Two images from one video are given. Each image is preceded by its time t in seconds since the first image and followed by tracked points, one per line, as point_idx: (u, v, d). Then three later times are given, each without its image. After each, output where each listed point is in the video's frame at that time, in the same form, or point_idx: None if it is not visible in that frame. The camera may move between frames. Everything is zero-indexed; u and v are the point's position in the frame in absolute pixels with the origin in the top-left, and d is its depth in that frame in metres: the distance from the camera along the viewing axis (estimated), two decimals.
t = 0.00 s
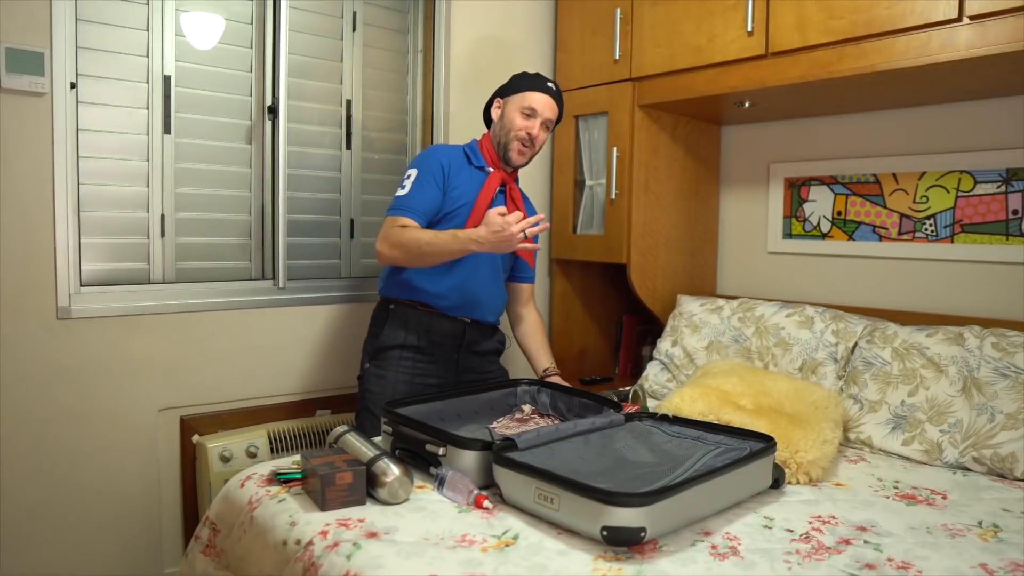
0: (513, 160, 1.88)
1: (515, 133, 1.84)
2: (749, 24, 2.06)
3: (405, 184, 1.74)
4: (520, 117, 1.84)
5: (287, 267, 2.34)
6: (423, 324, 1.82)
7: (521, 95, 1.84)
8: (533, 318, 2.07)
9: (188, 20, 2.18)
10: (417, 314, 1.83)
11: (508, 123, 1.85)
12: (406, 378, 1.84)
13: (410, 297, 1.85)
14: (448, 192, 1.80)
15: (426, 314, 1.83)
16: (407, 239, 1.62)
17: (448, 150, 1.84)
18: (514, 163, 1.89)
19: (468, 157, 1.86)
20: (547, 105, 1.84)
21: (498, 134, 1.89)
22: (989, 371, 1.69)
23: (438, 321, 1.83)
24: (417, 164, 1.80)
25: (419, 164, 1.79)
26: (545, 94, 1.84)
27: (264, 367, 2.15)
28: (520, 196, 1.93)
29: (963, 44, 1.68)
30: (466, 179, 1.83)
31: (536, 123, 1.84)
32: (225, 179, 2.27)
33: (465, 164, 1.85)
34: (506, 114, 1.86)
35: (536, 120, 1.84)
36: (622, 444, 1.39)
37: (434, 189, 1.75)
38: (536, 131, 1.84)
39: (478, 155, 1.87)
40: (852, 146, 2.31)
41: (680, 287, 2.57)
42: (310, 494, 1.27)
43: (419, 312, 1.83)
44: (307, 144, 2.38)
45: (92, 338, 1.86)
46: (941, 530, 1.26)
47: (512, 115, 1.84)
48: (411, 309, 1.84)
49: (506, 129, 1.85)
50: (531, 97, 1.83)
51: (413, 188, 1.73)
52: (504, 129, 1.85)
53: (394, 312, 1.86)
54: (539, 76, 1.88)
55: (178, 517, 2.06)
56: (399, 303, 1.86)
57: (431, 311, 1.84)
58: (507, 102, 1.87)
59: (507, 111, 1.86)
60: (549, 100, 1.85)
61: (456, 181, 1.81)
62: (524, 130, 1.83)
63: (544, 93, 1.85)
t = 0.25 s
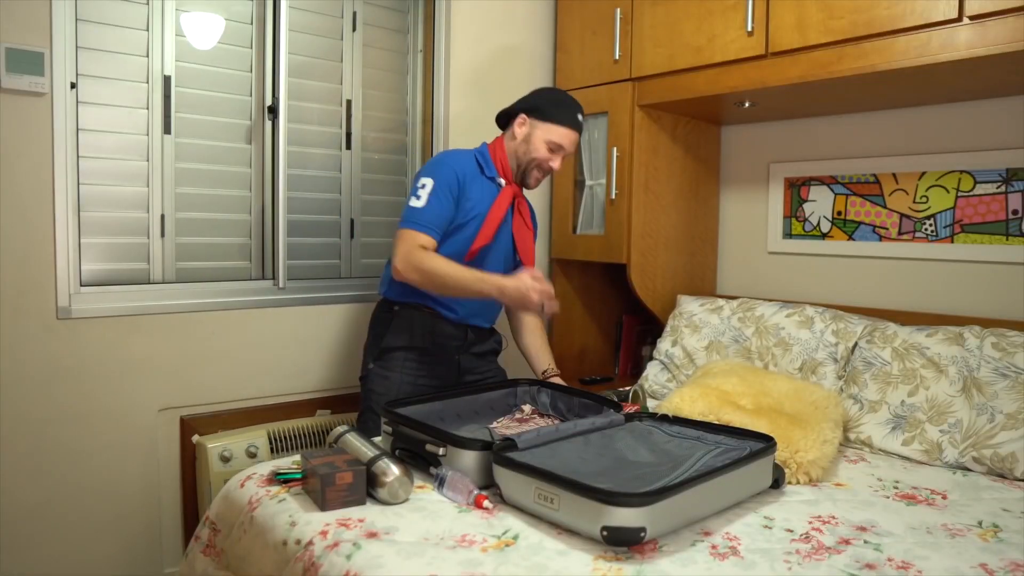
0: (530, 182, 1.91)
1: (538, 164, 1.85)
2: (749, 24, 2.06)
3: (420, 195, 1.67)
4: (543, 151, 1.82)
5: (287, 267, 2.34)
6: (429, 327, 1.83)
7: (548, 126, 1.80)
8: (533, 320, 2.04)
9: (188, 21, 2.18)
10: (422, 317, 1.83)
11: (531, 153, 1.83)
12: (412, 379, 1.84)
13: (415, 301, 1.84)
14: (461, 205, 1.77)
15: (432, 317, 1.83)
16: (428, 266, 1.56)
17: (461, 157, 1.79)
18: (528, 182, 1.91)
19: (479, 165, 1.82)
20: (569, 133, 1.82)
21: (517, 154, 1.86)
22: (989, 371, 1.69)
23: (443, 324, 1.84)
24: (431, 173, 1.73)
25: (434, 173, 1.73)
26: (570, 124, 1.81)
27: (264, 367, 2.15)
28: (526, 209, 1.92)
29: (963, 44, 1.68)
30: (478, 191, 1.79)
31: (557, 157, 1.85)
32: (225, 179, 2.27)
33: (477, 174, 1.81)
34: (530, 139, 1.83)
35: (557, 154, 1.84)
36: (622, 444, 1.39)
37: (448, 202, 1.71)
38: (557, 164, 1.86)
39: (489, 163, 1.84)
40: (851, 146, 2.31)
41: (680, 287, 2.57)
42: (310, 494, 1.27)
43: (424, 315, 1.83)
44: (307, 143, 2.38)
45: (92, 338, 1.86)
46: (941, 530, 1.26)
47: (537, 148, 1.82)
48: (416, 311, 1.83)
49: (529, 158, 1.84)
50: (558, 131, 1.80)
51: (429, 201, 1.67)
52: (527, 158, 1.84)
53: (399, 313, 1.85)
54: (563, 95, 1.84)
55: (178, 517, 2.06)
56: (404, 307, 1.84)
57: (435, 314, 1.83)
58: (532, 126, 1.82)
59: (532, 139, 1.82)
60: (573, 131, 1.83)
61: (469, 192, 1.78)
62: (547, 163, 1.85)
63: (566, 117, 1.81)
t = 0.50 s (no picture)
0: (540, 179, 1.94)
1: (548, 162, 1.88)
2: (749, 24, 2.06)
3: (476, 235, 1.68)
4: (553, 150, 1.85)
5: (287, 267, 2.33)
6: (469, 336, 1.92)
7: (557, 127, 1.82)
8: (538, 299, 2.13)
9: (188, 21, 2.19)
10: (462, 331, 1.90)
11: (541, 153, 1.85)
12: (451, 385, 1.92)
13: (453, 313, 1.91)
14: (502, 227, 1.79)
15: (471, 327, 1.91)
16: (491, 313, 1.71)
17: (494, 173, 1.75)
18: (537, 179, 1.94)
19: (508, 179, 1.80)
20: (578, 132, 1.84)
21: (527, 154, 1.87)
22: (989, 371, 1.69)
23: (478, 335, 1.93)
24: (477, 204, 1.70)
25: (479, 203, 1.70)
26: (578, 123, 1.82)
27: (263, 366, 2.14)
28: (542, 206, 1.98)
29: (962, 44, 1.68)
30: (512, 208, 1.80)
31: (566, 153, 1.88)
32: (225, 179, 2.26)
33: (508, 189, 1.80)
34: (540, 140, 1.84)
35: (566, 150, 1.87)
36: (622, 444, 1.39)
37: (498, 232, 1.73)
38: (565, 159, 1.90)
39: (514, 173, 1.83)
40: (851, 146, 2.31)
41: (680, 287, 2.57)
42: (310, 494, 1.27)
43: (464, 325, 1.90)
44: (307, 143, 2.38)
45: (92, 338, 1.86)
46: (941, 530, 1.26)
47: (548, 148, 1.84)
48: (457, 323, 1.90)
49: (539, 158, 1.86)
50: (568, 131, 1.82)
51: (485, 240, 1.69)
52: (537, 157, 1.86)
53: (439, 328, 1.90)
54: (570, 91, 1.81)
55: (178, 517, 2.06)
56: (445, 320, 1.90)
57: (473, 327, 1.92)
58: (541, 127, 1.82)
59: (543, 140, 1.83)
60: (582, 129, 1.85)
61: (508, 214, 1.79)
62: (557, 160, 1.88)
63: (576, 117, 1.81)
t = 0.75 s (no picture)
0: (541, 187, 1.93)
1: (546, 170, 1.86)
2: (749, 24, 2.06)
3: (481, 251, 1.68)
4: (547, 159, 1.83)
5: (288, 266, 2.33)
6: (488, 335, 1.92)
7: (551, 136, 1.80)
8: (546, 292, 2.18)
9: (188, 21, 2.19)
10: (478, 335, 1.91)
11: (537, 162, 1.84)
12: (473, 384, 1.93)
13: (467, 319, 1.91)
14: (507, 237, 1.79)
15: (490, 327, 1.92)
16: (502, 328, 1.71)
17: (495, 184, 1.75)
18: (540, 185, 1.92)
19: (509, 188, 1.80)
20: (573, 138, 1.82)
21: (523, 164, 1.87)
22: (989, 371, 1.69)
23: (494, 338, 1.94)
24: (480, 219, 1.70)
25: (482, 217, 1.70)
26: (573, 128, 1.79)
27: (263, 366, 2.14)
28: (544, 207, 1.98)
29: (962, 44, 1.68)
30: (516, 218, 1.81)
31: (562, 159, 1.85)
32: (224, 179, 2.26)
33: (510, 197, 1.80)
34: (533, 150, 1.82)
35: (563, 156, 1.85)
36: (622, 444, 1.39)
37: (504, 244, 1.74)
38: (563, 165, 1.88)
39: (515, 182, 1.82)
40: (851, 146, 2.31)
41: (680, 287, 2.57)
42: (310, 494, 1.27)
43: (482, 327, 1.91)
44: (307, 143, 2.38)
45: (91, 338, 1.86)
46: (941, 530, 1.26)
47: (543, 156, 1.83)
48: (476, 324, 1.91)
49: (536, 167, 1.85)
50: (562, 139, 1.80)
51: (491, 254, 1.69)
52: (533, 166, 1.85)
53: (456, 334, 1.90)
54: (561, 96, 1.78)
55: (178, 517, 2.06)
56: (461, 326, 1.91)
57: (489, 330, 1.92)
58: (534, 137, 1.81)
59: (537, 149, 1.82)
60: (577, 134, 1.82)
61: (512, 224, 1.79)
62: (555, 168, 1.86)
63: (569, 122, 1.78)
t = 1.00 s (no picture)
0: (528, 193, 1.82)
1: (530, 174, 1.75)
2: (749, 24, 2.06)
3: (445, 244, 1.65)
4: (533, 162, 1.73)
5: (288, 266, 2.33)
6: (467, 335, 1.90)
7: (535, 138, 1.70)
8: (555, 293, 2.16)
9: (188, 21, 2.19)
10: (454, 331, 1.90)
11: (521, 164, 1.74)
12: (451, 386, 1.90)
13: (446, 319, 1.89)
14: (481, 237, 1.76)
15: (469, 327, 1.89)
16: (463, 320, 1.67)
17: (474, 183, 1.74)
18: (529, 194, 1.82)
19: (491, 189, 1.77)
20: (560, 145, 1.70)
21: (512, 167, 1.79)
22: (989, 371, 1.69)
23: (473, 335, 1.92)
24: (449, 214, 1.68)
25: (452, 212, 1.68)
26: (560, 133, 1.68)
27: (263, 366, 2.14)
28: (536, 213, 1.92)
29: (962, 44, 1.68)
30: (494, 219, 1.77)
31: (550, 165, 1.73)
32: (224, 179, 2.26)
33: (490, 198, 1.76)
34: (520, 151, 1.74)
35: (551, 162, 1.73)
36: (622, 444, 1.39)
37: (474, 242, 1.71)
38: (551, 172, 1.75)
39: (498, 184, 1.78)
40: (851, 146, 2.31)
41: (680, 287, 2.57)
42: (310, 494, 1.27)
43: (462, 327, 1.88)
44: (307, 143, 2.39)
45: (91, 338, 1.86)
46: (941, 530, 1.26)
47: (527, 159, 1.73)
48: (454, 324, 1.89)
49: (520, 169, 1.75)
50: (547, 143, 1.69)
51: (456, 249, 1.67)
52: (519, 170, 1.76)
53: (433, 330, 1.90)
54: (553, 100, 1.69)
55: (178, 517, 2.06)
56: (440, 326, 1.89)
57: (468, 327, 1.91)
58: (521, 137, 1.72)
59: (522, 150, 1.73)
60: (566, 140, 1.70)
61: (488, 225, 1.76)
62: (540, 173, 1.74)
63: (556, 127, 1.68)
